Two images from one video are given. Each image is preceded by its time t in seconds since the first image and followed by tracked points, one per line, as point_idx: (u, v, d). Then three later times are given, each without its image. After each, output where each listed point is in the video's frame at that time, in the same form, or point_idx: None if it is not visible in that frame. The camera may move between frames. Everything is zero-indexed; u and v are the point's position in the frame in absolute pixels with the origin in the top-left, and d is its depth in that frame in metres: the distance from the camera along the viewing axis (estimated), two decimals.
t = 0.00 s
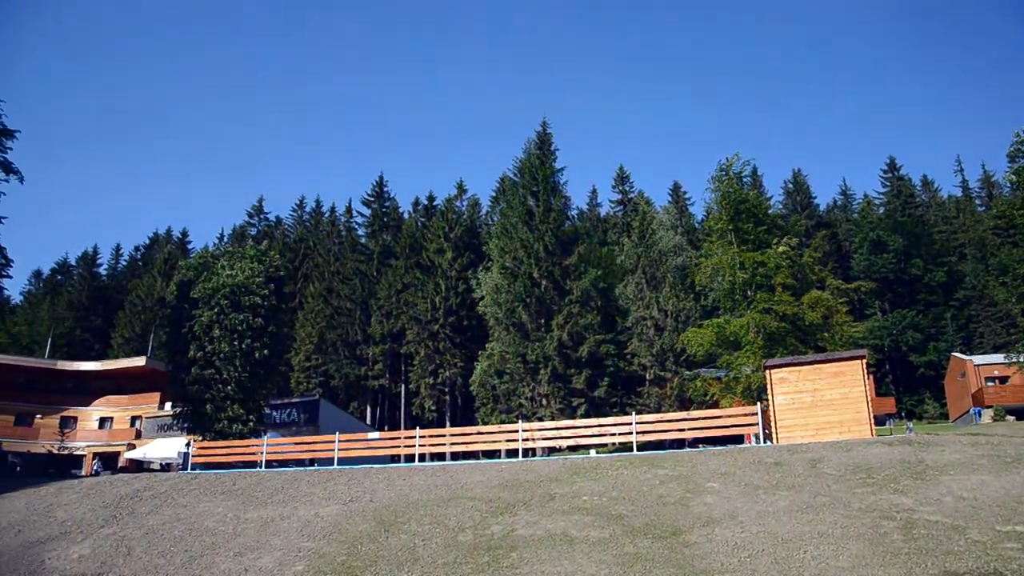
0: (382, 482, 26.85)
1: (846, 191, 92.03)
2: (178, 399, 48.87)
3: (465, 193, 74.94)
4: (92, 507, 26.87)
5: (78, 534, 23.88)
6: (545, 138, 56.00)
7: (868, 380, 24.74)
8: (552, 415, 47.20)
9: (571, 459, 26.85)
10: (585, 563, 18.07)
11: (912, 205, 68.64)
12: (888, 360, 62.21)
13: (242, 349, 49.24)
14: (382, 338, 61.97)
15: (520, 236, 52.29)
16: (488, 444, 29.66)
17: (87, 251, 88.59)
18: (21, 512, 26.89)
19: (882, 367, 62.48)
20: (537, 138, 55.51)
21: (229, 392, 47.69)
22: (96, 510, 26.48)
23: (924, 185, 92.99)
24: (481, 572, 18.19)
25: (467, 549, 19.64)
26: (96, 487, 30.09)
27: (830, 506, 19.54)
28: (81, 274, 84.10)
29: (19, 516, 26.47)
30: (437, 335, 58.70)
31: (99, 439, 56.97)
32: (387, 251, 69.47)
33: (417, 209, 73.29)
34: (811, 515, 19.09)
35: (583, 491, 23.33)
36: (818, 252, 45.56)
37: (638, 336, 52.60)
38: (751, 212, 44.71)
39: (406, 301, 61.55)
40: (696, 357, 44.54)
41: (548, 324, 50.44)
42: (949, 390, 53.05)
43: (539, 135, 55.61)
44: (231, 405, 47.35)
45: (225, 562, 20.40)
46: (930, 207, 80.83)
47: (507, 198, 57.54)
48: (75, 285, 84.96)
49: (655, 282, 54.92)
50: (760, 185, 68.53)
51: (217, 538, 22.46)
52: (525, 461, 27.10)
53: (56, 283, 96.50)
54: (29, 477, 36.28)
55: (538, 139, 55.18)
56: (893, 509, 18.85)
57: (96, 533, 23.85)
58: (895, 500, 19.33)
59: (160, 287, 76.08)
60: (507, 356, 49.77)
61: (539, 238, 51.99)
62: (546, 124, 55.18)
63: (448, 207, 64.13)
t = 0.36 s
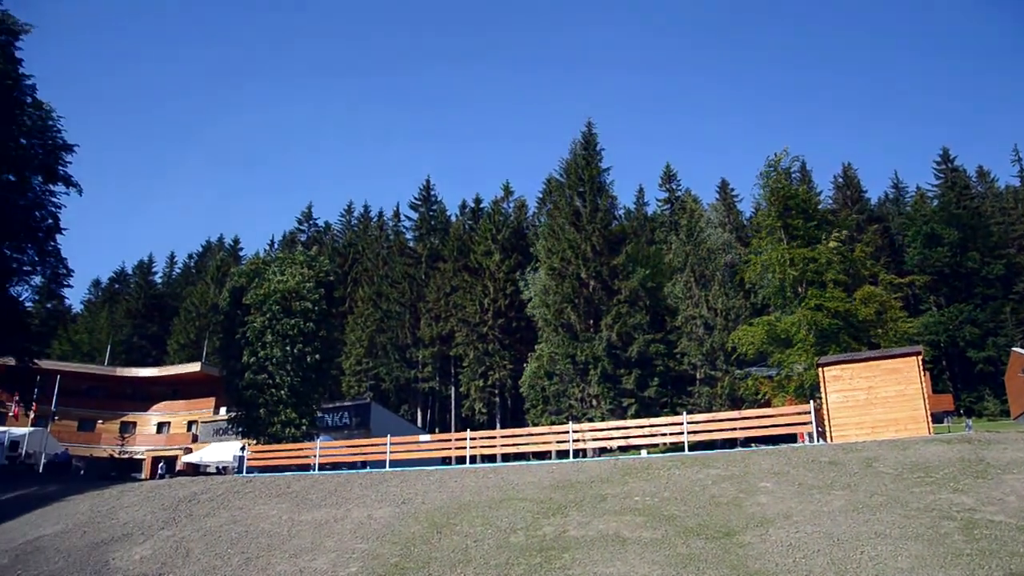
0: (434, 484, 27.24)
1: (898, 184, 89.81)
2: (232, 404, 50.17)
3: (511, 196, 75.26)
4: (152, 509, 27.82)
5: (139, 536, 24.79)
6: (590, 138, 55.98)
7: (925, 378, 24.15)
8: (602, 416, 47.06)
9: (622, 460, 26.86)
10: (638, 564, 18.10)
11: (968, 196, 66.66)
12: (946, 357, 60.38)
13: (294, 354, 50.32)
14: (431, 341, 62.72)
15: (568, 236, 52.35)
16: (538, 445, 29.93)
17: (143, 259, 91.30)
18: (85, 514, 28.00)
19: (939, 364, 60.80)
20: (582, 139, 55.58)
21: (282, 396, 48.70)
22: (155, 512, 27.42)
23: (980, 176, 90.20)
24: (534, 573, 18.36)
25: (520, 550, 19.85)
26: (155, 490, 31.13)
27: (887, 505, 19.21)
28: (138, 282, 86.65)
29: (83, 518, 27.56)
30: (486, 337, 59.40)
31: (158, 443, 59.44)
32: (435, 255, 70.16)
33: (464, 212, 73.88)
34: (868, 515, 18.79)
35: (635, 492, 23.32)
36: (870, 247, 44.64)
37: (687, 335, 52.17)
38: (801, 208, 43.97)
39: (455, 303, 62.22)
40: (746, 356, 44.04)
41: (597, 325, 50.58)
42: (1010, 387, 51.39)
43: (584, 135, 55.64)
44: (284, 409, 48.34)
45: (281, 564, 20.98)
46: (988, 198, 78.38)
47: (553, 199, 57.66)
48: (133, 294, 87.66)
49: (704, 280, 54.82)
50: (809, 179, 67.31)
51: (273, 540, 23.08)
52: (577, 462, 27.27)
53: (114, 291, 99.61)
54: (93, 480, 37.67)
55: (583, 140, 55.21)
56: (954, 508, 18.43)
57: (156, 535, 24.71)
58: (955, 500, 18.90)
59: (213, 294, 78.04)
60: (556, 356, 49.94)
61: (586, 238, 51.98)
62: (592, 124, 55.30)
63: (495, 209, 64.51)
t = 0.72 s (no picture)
0: (483, 485, 27.50)
1: (951, 175, 87.38)
2: (282, 407, 51.26)
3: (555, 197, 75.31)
4: (207, 511, 28.67)
5: (195, 537, 25.59)
6: (633, 137, 55.77)
7: (980, 375, 23.45)
8: (650, 416, 46.83)
9: (671, 460, 26.73)
10: (689, 564, 18.04)
11: None
12: (1005, 353, 58.52)
13: (342, 358, 51.23)
14: (479, 343, 63.25)
15: (613, 236, 52.25)
16: (587, 446, 29.95)
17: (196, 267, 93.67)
18: (143, 516, 28.98)
19: (997, 360, 59.04)
20: (626, 138, 55.43)
21: (331, 400, 49.65)
22: (210, 514, 28.24)
23: None
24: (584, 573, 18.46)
25: (570, 551, 19.96)
26: (211, 492, 32.04)
27: (944, 505, 18.80)
28: (191, 289, 88.99)
29: (141, 519, 28.55)
30: (533, 338, 59.74)
31: (210, 446, 60.86)
32: (481, 257, 70.64)
33: (509, 214, 74.25)
34: (924, 515, 18.42)
35: (684, 492, 23.23)
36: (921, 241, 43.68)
37: (736, 333, 51.58)
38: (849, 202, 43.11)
39: (501, 305, 62.62)
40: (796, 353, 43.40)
41: (644, 324, 50.28)
42: None
43: (627, 134, 55.49)
44: (334, 412, 49.28)
45: (333, 565, 21.47)
46: None
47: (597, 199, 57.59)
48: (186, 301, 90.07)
49: (752, 277, 54.19)
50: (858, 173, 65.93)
51: (325, 541, 23.61)
52: (626, 462, 27.22)
53: (168, 298, 102.43)
54: (151, 483, 38.93)
55: (626, 139, 55.06)
56: (1015, 508, 17.95)
57: (213, 537, 25.48)
58: (1016, 499, 18.39)
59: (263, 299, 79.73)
60: (604, 357, 49.87)
61: (632, 238, 51.82)
62: (635, 123, 55.18)
63: (539, 210, 64.64)
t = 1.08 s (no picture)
0: (531, 486, 27.67)
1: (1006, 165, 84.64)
2: (331, 410, 52.12)
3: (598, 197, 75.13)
4: (258, 514, 29.39)
5: (247, 539, 26.27)
6: (676, 135, 55.44)
7: None
8: (698, 416, 46.42)
9: (720, 459, 26.53)
10: (739, 565, 17.91)
11: None
12: None
13: (389, 361, 51.95)
14: (525, 344, 63.47)
15: (657, 235, 52.02)
16: (634, 447, 29.82)
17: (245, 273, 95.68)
18: (197, 518, 29.85)
19: None
20: (668, 135, 55.03)
21: (379, 402, 50.42)
22: (261, 516, 28.94)
23: None
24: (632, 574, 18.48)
25: (618, 552, 19.99)
26: (264, 494, 32.83)
27: (1003, 504, 18.33)
28: (240, 295, 90.98)
29: (195, 521, 29.40)
30: (579, 338, 59.62)
31: (260, 450, 62.73)
32: (525, 258, 70.84)
33: (553, 214, 74.26)
34: (982, 515, 17.99)
35: (734, 492, 23.04)
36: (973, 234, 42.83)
37: (784, 331, 51.18)
38: (897, 195, 42.23)
39: (546, 306, 62.74)
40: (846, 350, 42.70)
41: (690, 323, 49.86)
42: None
43: (669, 132, 55.20)
44: (382, 415, 50.01)
45: (382, 566, 21.84)
46: None
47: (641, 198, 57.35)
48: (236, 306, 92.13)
49: (799, 274, 53.47)
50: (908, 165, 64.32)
51: (374, 543, 24.04)
52: (674, 462, 27.11)
53: (219, 304, 104.87)
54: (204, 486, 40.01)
55: (669, 137, 54.72)
56: None
57: (265, 538, 26.11)
58: None
59: (310, 304, 81.17)
60: (650, 356, 49.54)
61: (677, 236, 51.47)
62: (677, 120, 54.82)
63: (582, 211, 64.55)
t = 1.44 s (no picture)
0: (578, 487, 27.75)
1: None
2: (379, 412, 52.88)
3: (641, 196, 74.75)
4: (309, 515, 30.04)
5: (299, 541, 26.89)
6: (719, 132, 54.98)
7: None
8: (747, 415, 45.88)
9: (769, 459, 26.26)
10: (791, 566, 17.73)
11: None
12: None
13: (435, 363, 52.46)
14: (570, 345, 63.44)
15: (702, 233, 51.59)
16: (682, 447, 29.65)
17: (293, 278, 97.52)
18: (249, 520, 30.64)
19: None
20: (712, 133, 54.61)
21: (426, 404, 50.91)
22: (312, 518, 29.56)
23: None
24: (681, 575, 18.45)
25: (667, 552, 19.96)
26: (315, 496, 33.54)
27: None
28: (289, 300, 92.78)
29: (248, 523, 30.19)
30: (624, 338, 59.39)
31: (310, 452, 65.26)
32: (570, 259, 70.88)
33: (596, 214, 74.03)
34: None
35: (784, 492, 22.78)
36: None
37: (832, 327, 50.42)
38: (948, 187, 41.28)
39: (591, 306, 62.67)
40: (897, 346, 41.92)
41: (737, 321, 49.30)
42: None
43: (712, 130, 54.76)
44: (429, 417, 50.55)
45: (431, 567, 22.17)
46: None
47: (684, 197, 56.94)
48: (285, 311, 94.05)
49: (847, 271, 52.60)
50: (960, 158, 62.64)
51: (423, 544, 24.40)
52: (722, 462, 26.93)
53: (268, 309, 107.07)
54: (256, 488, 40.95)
55: (712, 134, 54.28)
56: None
57: (316, 540, 26.68)
58: None
59: (357, 308, 82.42)
60: (697, 355, 49.21)
61: (722, 234, 50.95)
62: (721, 118, 54.31)
63: (626, 210, 64.27)
